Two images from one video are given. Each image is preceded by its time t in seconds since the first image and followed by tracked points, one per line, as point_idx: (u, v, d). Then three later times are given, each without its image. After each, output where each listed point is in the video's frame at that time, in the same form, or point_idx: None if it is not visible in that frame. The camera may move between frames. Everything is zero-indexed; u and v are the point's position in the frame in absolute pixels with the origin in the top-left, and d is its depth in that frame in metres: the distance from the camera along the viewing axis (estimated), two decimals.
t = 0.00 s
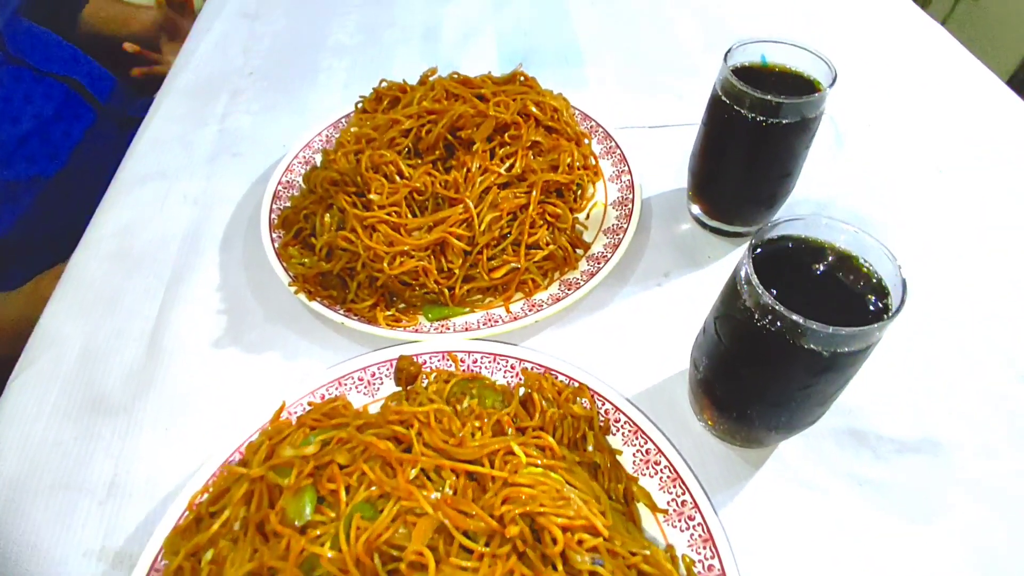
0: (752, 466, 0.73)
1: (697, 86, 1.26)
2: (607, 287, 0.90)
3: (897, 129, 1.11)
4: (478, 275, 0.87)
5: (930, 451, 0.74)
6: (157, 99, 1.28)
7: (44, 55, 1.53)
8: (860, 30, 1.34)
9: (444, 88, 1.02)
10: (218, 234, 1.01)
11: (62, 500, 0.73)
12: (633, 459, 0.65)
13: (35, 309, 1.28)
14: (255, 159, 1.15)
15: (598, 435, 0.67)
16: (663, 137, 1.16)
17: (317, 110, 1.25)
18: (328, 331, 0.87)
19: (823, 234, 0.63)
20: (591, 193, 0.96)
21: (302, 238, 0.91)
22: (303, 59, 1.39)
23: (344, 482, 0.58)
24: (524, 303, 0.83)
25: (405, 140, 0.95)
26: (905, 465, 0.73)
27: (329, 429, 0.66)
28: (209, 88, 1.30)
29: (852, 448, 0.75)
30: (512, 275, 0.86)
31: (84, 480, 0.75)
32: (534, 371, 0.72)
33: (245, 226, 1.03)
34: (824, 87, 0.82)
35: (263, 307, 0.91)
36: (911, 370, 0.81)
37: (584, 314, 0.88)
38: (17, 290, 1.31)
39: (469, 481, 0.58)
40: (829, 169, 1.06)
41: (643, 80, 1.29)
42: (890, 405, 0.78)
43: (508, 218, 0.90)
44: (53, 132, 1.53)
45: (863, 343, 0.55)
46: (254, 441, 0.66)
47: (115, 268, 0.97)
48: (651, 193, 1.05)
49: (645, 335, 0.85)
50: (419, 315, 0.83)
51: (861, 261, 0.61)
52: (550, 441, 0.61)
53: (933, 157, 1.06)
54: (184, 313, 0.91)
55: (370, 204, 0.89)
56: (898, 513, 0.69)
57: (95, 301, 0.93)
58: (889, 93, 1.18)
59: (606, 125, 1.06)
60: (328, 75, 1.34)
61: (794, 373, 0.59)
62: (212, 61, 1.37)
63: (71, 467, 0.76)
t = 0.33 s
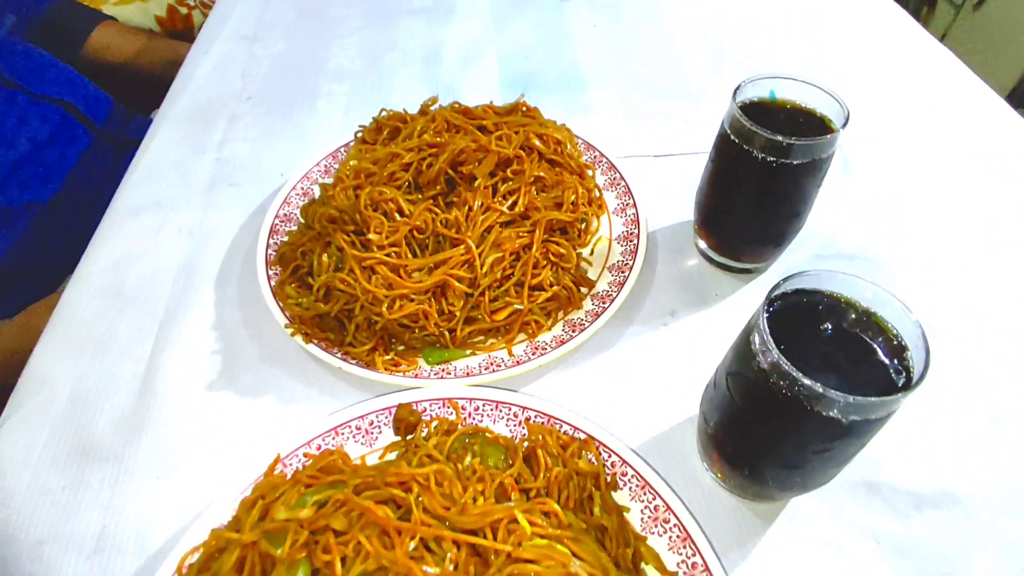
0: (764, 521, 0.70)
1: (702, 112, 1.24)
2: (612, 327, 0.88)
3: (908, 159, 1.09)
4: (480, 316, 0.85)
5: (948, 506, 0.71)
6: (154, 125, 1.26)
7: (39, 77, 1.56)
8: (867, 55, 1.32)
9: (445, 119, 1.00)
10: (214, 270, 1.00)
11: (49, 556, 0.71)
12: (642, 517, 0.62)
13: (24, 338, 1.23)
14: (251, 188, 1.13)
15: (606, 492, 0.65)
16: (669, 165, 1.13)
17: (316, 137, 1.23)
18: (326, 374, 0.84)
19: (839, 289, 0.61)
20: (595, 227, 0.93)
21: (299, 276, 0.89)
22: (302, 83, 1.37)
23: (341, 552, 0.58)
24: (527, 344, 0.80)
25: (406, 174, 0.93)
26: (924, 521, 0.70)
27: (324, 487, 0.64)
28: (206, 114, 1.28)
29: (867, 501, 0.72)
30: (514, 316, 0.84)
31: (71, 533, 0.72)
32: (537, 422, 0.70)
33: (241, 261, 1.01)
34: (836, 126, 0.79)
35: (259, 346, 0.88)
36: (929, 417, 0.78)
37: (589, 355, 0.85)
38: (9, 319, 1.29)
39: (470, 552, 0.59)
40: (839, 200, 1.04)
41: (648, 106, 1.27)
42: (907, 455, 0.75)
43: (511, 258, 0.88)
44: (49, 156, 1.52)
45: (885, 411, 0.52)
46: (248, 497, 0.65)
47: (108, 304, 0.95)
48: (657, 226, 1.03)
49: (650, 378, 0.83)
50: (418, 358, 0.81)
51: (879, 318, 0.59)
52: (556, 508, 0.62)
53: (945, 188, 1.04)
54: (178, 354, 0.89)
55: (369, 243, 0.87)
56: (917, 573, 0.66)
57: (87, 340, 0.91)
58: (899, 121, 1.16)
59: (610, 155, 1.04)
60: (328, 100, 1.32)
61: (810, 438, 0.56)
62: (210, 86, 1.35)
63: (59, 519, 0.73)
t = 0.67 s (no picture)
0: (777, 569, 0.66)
1: (708, 127, 1.20)
2: (617, 356, 0.85)
3: (920, 178, 1.06)
4: (480, 346, 0.81)
5: (970, 550, 0.68)
6: (145, 140, 1.23)
7: (31, 87, 1.52)
8: (876, 68, 1.29)
9: (444, 138, 0.97)
10: (205, 294, 0.96)
11: None
12: (651, 565, 0.60)
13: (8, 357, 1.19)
14: (245, 207, 1.10)
15: (612, 538, 0.62)
16: (674, 183, 1.10)
17: (311, 152, 1.20)
18: (326, 409, 0.81)
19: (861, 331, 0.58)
20: (599, 249, 0.90)
21: (292, 302, 0.87)
22: (298, 95, 1.34)
23: None
24: (528, 376, 0.77)
25: (403, 197, 0.90)
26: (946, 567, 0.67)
27: (315, 534, 0.63)
28: (199, 128, 1.25)
29: (885, 545, 0.69)
30: (515, 346, 0.80)
31: None
32: (538, 461, 0.68)
33: (233, 284, 0.98)
34: (850, 149, 0.76)
35: (250, 376, 0.85)
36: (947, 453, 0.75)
37: (594, 386, 0.82)
38: None
39: None
40: (849, 221, 1.01)
41: (652, 119, 1.24)
42: (926, 495, 0.72)
43: (512, 285, 0.85)
44: (39, 169, 1.49)
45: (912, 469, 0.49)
46: (236, 543, 0.62)
47: (95, 330, 0.92)
48: (663, 248, 0.99)
49: (657, 410, 0.79)
50: (415, 391, 0.77)
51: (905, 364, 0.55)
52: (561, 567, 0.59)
53: (959, 209, 1.01)
54: (167, 384, 0.85)
55: (364, 270, 0.84)
56: None
57: (72, 369, 0.87)
58: (910, 138, 1.13)
59: (614, 173, 1.00)
60: (324, 113, 1.28)
61: (830, 492, 0.53)
62: (202, 99, 1.32)
63: (39, 563, 0.70)
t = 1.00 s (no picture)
0: None
1: (714, 144, 1.17)
2: (623, 392, 0.82)
3: (933, 200, 1.03)
4: (479, 384, 0.78)
5: None
6: (134, 159, 1.19)
7: (20, 101, 1.50)
8: (885, 83, 1.26)
9: (441, 161, 0.95)
10: (193, 323, 0.93)
11: None
12: None
13: None
14: (237, 230, 1.06)
15: None
16: (679, 204, 1.07)
17: (306, 171, 1.17)
18: (321, 451, 0.78)
19: (883, 383, 0.55)
20: (603, 276, 0.87)
21: (284, 334, 0.83)
22: (292, 110, 1.30)
23: None
24: (530, 415, 0.73)
25: (399, 224, 0.87)
26: None
27: None
28: (190, 146, 1.21)
29: None
30: (516, 384, 0.77)
31: None
32: (541, 509, 0.65)
33: (223, 313, 0.94)
34: (867, 178, 0.73)
35: (240, 413, 0.82)
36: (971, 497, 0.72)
37: (598, 424, 0.79)
38: None
39: None
40: (861, 245, 0.98)
41: (656, 136, 1.20)
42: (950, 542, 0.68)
43: (513, 319, 0.82)
44: (25, 185, 1.45)
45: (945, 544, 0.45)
46: None
47: (77, 363, 0.88)
48: (669, 274, 0.96)
49: (666, 450, 0.76)
50: (411, 431, 0.74)
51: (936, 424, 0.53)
52: None
53: (975, 232, 0.98)
54: (153, 421, 0.82)
55: (358, 303, 0.81)
56: None
57: (53, 404, 0.84)
58: (921, 157, 1.10)
59: (618, 196, 0.97)
60: (319, 130, 1.25)
61: (853, 559, 0.49)
62: (193, 115, 1.28)
63: None
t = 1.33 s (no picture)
0: None
1: (721, 156, 1.13)
2: (629, 423, 0.77)
3: (950, 214, 0.99)
4: (477, 416, 0.73)
5: None
6: (118, 171, 1.15)
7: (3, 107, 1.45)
8: (897, 92, 1.22)
9: (436, 176, 0.91)
10: (177, 347, 0.88)
11: None
12: None
13: None
14: (224, 246, 1.02)
15: None
16: (686, 219, 1.02)
17: (297, 183, 1.12)
18: (311, 488, 0.73)
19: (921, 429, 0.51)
20: (607, 297, 0.83)
21: (271, 361, 0.78)
22: (284, 120, 1.26)
23: None
24: (531, 449, 0.69)
25: (392, 244, 0.84)
26: None
27: None
28: (177, 157, 1.17)
29: None
30: (516, 416, 0.72)
31: None
32: (543, 553, 0.60)
33: (209, 337, 0.90)
34: (890, 202, 0.69)
35: (225, 445, 0.77)
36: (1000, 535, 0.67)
37: (604, 458, 0.74)
38: None
39: None
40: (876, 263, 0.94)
41: (661, 146, 1.16)
42: None
43: (513, 347, 0.78)
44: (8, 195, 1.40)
45: None
46: None
47: (53, 389, 0.84)
48: (676, 295, 0.92)
49: (675, 485, 0.72)
50: (404, 466, 0.69)
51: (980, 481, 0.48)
52: None
53: (994, 248, 0.94)
54: (133, 453, 0.77)
55: (348, 331, 0.77)
56: None
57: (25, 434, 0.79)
58: (936, 171, 1.06)
59: (622, 211, 0.92)
60: (311, 140, 1.20)
61: None
62: (181, 124, 1.24)
63: None
